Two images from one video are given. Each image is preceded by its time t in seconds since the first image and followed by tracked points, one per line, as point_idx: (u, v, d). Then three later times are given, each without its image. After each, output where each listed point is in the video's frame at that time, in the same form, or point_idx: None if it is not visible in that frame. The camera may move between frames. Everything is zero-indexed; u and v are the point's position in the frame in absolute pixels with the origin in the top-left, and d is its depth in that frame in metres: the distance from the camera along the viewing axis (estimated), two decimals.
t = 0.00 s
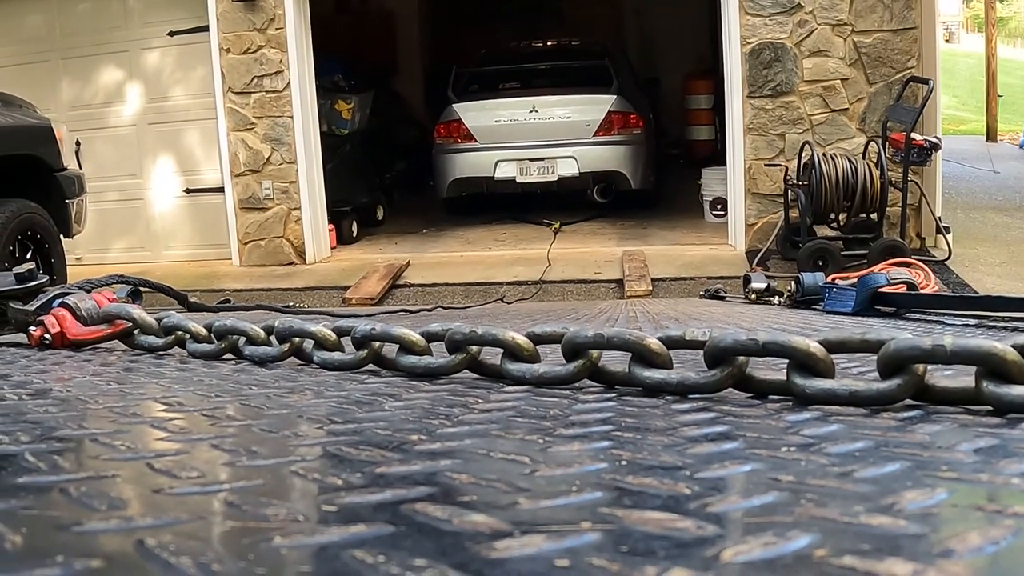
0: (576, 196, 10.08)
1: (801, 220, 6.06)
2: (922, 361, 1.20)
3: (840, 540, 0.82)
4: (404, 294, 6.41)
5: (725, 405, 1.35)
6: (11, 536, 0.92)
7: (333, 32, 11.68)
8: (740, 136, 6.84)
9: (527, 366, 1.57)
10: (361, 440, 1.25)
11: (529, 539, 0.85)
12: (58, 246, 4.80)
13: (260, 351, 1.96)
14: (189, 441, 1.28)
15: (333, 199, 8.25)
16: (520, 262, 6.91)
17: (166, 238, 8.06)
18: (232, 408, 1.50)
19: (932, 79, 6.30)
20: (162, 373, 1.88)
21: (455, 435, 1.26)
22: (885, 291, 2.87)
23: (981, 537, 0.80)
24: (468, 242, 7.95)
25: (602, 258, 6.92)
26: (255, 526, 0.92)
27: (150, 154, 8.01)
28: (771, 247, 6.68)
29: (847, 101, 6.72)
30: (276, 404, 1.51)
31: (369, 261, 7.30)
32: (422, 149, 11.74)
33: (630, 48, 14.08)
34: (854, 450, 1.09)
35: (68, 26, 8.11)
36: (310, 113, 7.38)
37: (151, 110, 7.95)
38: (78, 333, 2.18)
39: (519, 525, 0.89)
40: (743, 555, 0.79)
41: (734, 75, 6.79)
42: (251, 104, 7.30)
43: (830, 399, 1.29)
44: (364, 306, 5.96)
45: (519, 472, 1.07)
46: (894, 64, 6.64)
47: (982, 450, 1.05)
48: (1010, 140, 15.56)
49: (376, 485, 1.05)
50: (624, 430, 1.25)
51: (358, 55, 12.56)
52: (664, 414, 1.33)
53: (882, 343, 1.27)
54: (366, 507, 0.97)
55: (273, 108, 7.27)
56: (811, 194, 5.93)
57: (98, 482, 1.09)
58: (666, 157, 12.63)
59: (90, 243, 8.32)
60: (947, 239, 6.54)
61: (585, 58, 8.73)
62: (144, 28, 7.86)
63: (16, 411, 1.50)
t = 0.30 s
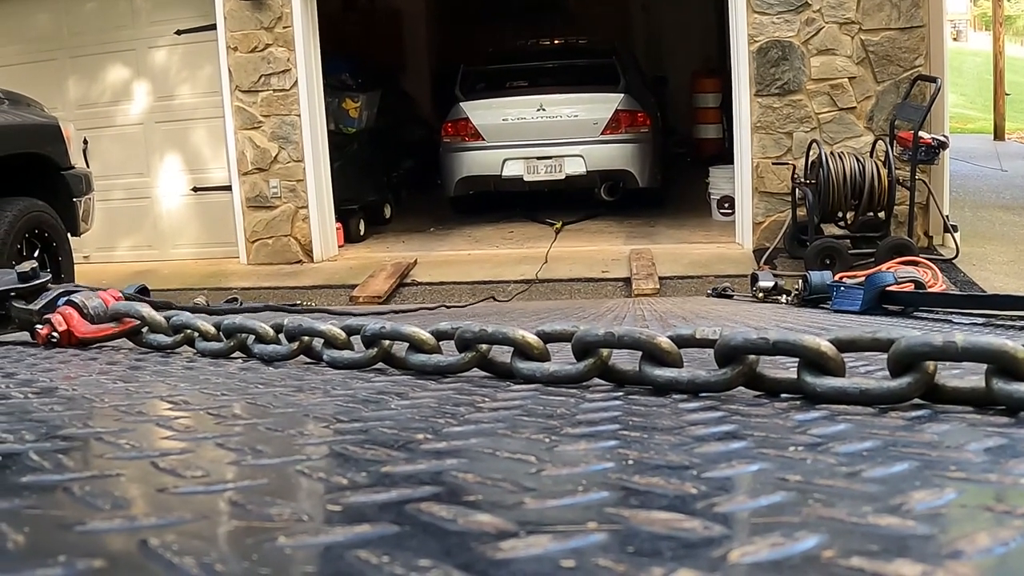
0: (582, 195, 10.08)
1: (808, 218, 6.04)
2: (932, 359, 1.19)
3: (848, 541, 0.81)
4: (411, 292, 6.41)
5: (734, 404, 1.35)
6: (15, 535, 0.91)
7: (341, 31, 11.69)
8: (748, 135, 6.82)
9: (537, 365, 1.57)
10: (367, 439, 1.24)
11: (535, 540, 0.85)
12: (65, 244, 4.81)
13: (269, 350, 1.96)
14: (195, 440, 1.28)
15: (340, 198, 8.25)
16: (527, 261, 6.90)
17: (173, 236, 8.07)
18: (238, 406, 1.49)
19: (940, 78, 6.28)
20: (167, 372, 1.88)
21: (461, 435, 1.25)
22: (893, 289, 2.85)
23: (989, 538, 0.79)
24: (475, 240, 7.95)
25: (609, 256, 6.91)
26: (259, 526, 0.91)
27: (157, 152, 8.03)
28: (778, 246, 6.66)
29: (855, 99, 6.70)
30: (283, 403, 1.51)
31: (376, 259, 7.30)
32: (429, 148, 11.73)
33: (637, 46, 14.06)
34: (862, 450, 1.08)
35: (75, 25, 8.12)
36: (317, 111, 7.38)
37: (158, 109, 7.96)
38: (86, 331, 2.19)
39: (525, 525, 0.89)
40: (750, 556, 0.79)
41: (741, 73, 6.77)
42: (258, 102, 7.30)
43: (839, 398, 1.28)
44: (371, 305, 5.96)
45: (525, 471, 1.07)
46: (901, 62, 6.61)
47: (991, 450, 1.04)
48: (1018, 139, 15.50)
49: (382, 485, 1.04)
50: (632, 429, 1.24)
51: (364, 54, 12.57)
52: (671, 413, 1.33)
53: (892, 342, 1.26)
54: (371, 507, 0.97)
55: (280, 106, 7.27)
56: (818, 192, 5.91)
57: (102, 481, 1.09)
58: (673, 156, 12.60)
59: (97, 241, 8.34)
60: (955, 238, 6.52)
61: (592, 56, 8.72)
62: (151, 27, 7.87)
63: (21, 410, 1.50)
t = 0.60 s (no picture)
0: (589, 196, 10.07)
1: (816, 219, 6.02)
2: (939, 359, 1.19)
3: (855, 542, 0.80)
4: (419, 294, 6.41)
5: (741, 405, 1.34)
6: (21, 538, 0.91)
7: (347, 33, 11.71)
8: (754, 136, 6.80)
9: (544, 366, 1.56)
10: (374, 441, 1.24)
11: (541, 542, 0.84)
12: (72, 246, 4.82)
13: (276, 352, 1.96)
14: (202, 442, 1.28)
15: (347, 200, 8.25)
16: (534, 262, 6.90)
17: (181, 238, 8.09)
18: (245, 409, 1.49)
19: (947, 78, 6.26)
20: (175, 373, 1.88)
21: (468, 436, 1.25)
22: (900, 290, 2.85)
23: (997, 540, 0.79)
24: (482, 242, 7.95)
25: (616, 257, 6.90)
26: (265, 528, 0.91)
27: (164, 154, 8.05)
28: (785, 247, 6.64)
29: (862, 99, 6.68)
30: (289, 405, 1.51)
31: (383, 261, 7.31)
32: (435, 149, 11.74)
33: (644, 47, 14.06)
34: (869, 451, 1.08)
35: (83, 27, 8.15)
36: (324, 113, 7.39)
37: (166, 111, 7.98)
38: (92, 334, 2.18)
39: (532, 527, 0.88)
40: (758, 558, 0.78)
41: (748, 74, 6.75)
42: (265, 105, 7.31)
43: (846, 398, 1.27)
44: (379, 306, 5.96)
45: (532, 473, 1.06)
46: (908, 62, 6.59)
47: (999, 451, 1.03)
48: None
49: (388, 487, 1.04)
50: (639, 430, 1.24)
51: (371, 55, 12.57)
52: (678, 414, 1.32)
53: (899, 343, 1.25)
54: (377, 509, 0.97)
55: (287, 108, 7.29)
56: (825, 193, 5.89)
57: (108, 484, 1.09)
58: (680, 157, 12.59)
59: (105, 244, 8.36)
60: (962, 238, 6.49)
61: (598, 57, 8.71)
62: (158, 30, 7.90)
63: (28, 412, 1.51)
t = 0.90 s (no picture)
0: (591, 198, 10.07)
1: (819, 220, 6.01)
2: (941, 361, 1.19)
3: (859, 544, 0.80)
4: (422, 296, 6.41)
5: (745, 407, 1.34)
6: (25, 541, 0.91)
7: (349, 35, 11.72)
8: (758, 137, 6.80)
9: (548, 368, 1.56)
10: (376, 443, 1.24)
11: (544, 544, 0.84)
12: (76, 250, 4.84)
13: (279, 354, 1.96)
14: (205, 445, 1.28)
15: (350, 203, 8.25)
16: (538, 264, 6.90)
17: (185, 241, 8.10)
18: (248, 411, 1.49)
19: (950, 79, 6.26)
20: (177, 376, 1.88)
21: (471, 439, 1.25)
22: (903, 291, 2.85)
23: (1001, 541, 0.79)
24: (485, 244, 7.96)
25: (619, 259, 6.90)
26: (269, 531, 0.91)
27: (168, 157, 8.05)
28: (788, 248, 6.63)
29: (864, 101, 6.68)
30: (293, 408, 1.50)
31: (386, 263, 7.31)
32: (438, 151, 11.74)
33: (647, 49, 14.07)
34: (873, 453, 1.07)
35: (85, 30, 8.17)
36: (326, 116, 7.40)
37: (169, 114, 7.99)
38: (94, 335, 2.17)
39: (534, 529, 0.88)
40: (761, 560, 0.78)
41: (751, 76, 6.75)
42: (268, 108, 7.32)
43: (849, 400, 1.27)
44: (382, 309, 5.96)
45: (535, 475, 1.06)
46: (911, 63, 6.60)
47: (1003, 452, 1.03)
48: None
49: (392, 489, 1.04)
50: (642, 432, 1.23)
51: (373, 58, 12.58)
52: (682, 416, 1.32)
53: (900, 344, 1.25)
54: (380, 512, 0.97)
55: (289, 111, 7.29)
56: (829, 195, 5.89)
57: (112, 487, 1.09)
58: (682, 158, 12.58)
59: (108, 247, 8.38)
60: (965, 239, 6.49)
61: (601, 59, 8.71)
62: (161, 33, 7.91)
63: (31, 415, 1.51)
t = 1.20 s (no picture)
0: (591, 198, 10.07)
1: (819, 220, 6.01)
2: (933, 364, 1.18)
3: (859, 543, 0.80)
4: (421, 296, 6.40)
5: (744, 407, 1.34)
6: (24, 541, 0.91)
7: (348, 35, 11.73)
8: (758, 138, 6.80)
9: (535, 369, 1.56)
10: (376, 443, 1.24)
11: (544, 544, 0.84)
12: (76, 250, 4.84)
13: (258, 356, 1.96)
14: (205, 445, 1.28)
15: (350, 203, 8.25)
16: (538, 264, 6.90)
17: (185, 242, 8.10)
18: (248, 411, 1.49)
19: (949, 79, 6.26)
20: (173, 376, 1.88)
21: (471, 439, 1.25)
22: (903, 291, 2.85)
23: (1001, 541, 0.79)
24: (485, 244, 7.95)
25: (619, 259, 6.90)
26: (268, 531, 0.91)
27: (168, 158, 8.05)
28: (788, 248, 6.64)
29: (864, 101, 6.68)
30: (292, 408, 1.50)
31: (386, 263, 7.31)
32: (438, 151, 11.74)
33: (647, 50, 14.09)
34: (872, 453, 1.07)
35: (85, 30, 8.17)
36: (326, 117, 7.39)
37: (169, 114, 7.99)
38: (49, 336, 2.16)
39: (535, 529, 0.88)
40: (761, 560, 0.78)
41: (751, 76, 6.75)
42: (267, 108, 7.32)
43: (843, 401, 1.28)
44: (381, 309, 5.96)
45: (535, 476, 1.06)
46: (910, 63, 6.60)
47: (1003, 452, 1.02)
48: None
49: (391, 490, 1.04)
50: (642, 432, 1.23)
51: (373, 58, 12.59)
52: (681, 416, 1.32)
53: (894, 344, 1.25)
54: (379, 512, 0.97)
55: (289, 111, 7.29)
56: (829, 195, 5.89)
57: (111, 487, 1.09)
58: (682, 158, 12.58)
59: (107, 247, 8.39)
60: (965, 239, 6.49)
61: (601, 60, 8.71)
62: (161, 33, 7.91)
63: (32, 415, 1.51)
